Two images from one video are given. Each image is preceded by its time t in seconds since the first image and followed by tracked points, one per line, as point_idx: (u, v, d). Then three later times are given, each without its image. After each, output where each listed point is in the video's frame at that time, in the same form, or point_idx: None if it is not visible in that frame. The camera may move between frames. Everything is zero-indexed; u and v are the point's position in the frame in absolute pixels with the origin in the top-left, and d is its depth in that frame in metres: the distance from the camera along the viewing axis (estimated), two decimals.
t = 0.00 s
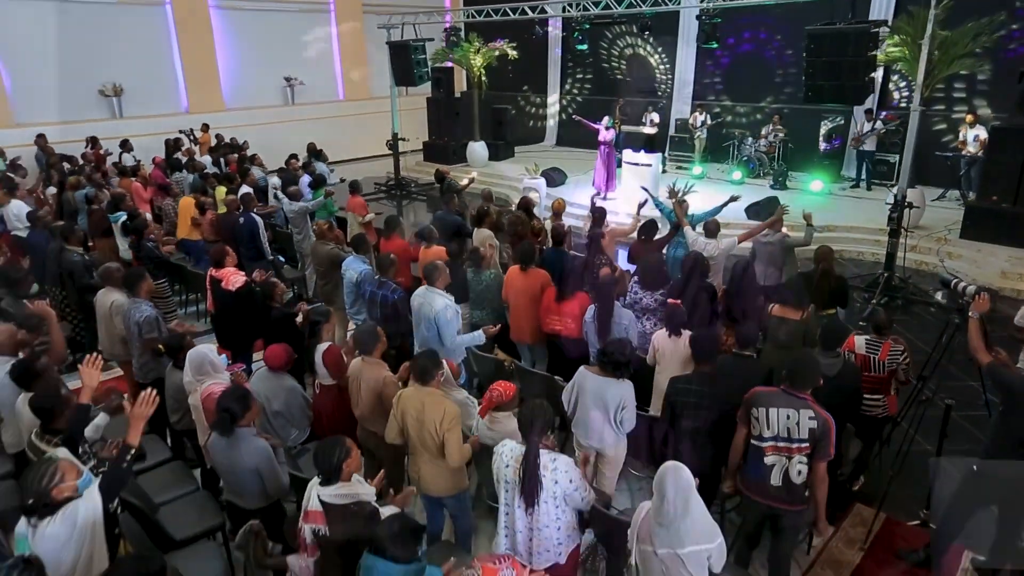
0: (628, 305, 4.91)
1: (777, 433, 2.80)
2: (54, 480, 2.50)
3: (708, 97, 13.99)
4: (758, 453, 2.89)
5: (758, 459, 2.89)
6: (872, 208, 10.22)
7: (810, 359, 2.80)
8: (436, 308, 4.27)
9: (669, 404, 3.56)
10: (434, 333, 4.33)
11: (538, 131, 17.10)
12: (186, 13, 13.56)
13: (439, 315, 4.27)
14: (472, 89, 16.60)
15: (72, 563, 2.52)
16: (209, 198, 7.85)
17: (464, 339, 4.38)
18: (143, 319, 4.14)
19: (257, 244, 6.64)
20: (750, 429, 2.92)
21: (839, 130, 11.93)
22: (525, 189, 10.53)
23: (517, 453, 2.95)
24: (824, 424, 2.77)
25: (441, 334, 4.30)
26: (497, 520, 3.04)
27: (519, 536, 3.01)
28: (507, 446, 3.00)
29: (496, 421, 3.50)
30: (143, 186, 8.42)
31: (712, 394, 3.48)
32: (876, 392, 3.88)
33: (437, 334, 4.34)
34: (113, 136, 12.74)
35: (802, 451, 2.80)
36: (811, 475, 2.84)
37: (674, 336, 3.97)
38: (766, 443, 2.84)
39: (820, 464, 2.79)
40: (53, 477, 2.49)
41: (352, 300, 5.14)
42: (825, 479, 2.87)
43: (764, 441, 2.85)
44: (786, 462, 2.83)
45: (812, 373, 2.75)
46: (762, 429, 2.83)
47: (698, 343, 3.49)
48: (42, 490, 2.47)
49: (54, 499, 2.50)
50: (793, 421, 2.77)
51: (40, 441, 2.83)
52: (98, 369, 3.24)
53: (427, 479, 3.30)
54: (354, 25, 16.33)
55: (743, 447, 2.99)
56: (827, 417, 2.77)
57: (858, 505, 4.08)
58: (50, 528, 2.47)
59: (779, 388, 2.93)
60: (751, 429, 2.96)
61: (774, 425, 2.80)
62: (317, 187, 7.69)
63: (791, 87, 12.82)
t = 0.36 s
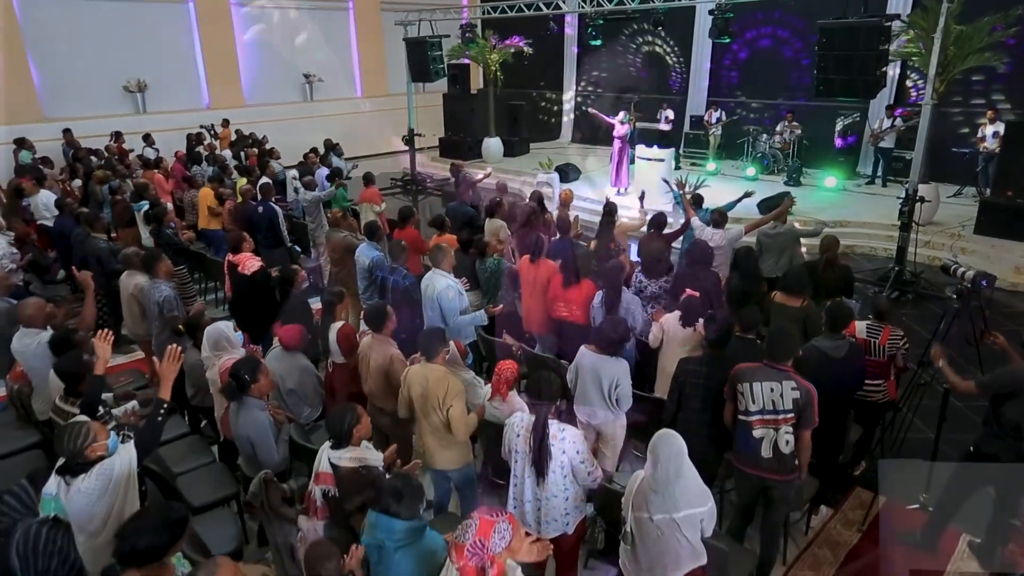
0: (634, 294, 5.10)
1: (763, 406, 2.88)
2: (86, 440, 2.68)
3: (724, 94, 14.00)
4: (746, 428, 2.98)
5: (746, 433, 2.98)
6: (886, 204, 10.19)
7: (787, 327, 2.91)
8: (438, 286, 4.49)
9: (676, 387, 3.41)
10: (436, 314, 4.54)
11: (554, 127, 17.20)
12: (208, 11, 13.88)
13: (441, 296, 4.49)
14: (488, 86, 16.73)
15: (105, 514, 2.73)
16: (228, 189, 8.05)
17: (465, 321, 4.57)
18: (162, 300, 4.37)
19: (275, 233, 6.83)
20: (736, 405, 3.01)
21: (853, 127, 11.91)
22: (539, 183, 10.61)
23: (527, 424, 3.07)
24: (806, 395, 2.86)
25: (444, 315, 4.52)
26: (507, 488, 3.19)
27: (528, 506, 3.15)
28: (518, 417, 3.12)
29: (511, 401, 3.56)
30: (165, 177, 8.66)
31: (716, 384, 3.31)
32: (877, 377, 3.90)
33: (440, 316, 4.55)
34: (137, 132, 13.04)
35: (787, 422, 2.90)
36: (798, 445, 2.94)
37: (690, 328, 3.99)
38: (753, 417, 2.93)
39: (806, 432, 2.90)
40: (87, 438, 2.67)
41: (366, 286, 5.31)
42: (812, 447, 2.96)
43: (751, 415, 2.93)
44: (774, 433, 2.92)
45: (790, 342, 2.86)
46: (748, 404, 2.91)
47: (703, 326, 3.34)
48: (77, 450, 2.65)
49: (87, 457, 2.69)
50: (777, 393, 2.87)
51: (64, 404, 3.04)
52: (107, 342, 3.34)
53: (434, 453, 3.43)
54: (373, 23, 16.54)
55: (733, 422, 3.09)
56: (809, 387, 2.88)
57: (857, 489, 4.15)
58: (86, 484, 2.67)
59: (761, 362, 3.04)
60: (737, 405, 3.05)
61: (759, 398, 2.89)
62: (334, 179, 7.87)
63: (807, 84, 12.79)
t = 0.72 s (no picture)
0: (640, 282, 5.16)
1: (751, 379, 3.03)
2: (107, 405, 2.83)
3: (738, 91, 13.99)
4: (738, 401, 3.12)
5: (738, 406, 3.12)
6: (900, 200, 10.15)
7: (761, 301, 3.02)
8: (448, 269, 4.62)
9: (674, 367, 3.48)
10: (445, 295, 4.66)
11: (569, 125, 17.26)
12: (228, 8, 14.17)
13: (453, 277, 4.60)
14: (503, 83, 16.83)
15: (122, 478, 2.82)
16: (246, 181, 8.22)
17: (474, 304, 4.68)
18: (180, 281, 4.51)
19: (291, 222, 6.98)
20: (725, 380, 3.15)
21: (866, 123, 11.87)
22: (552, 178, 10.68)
23: (543, 394, 3.19)
24: (790, 361, 3.02)
25: (453, 296, 4.63)
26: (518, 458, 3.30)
27: (537, 475, 3.27)
28: (534, 386, 3.23)
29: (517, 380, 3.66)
30: (185, 170, 8.86)
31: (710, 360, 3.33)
32: (876, 361, 3.96)
33: (448, 297, 4.67)
34: (159, 127, 13.31)
35: (775, 390, 3.05)
36: (787, 412, 3.09)
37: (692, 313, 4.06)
38: (743, 391, 3.07)
39: (794, 400, 3.04)
40: (109, 403, 2.83)
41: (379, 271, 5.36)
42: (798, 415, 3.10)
43: (741, 389, 3.07)
44: (763, 405, 3.07)
45: (766, 316, 2.99)
46: (736, 378, 3.06)
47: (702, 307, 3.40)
48: (98, 414, 2.81)
49: (109, 422, 2.82)
50: (763, 364, 3.02)
51: (86, 368, 3.16)
52: (147, 308, 3.53)
53: (442, 428, 3.57)
54: (390, 21, 16.71)
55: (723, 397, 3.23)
56: (792, 355, 3.03)
57: (858, 473, 4.19)
58: (103, 445, 2.78)
59: (742, 336, 3.18)
60: (725, 380, 3.19)
61: (746, 371, 3.04)
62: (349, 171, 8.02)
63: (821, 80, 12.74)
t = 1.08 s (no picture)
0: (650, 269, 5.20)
1: (746, 358, 3.14)
2: (124, 376, 3.05)
3: (752, 88, 13.98)
4: (734, 381, 3.20)
5: (734, 386, 3.21)
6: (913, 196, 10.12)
7: (758, 284, 3.10)
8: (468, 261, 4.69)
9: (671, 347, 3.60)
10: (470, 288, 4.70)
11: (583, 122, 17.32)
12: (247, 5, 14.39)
13: (473, 268, 4.68)
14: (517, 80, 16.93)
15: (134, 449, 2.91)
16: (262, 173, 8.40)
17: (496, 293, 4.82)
18: (197, 266, 4.66)
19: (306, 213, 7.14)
20: (720, 362, 3.24)
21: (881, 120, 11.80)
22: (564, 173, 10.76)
23: (545, 375, 3.37)
24: (783, 339, 3.16)
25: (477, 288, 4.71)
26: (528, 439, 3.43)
27: (546, 457, 3.40)
28: (537, 371, 3.40)
29: (524, 359, 3.76)
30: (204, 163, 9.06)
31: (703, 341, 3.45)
32: (874, 348, 4.01)
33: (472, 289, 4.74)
34: (179, 123, 13.56)
35: (770, 368, 3.18)
36: (781, 389, 3.22)
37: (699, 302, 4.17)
38: (739, 370, 3.17)
39: (787, 375, 3.19)
40: (126, 375, 3.03)
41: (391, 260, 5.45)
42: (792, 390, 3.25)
43: (737, 368, 3.17)
44: (759, 382, 3.18)
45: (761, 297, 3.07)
46: (732, 358, 3.15)
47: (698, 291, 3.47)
48: (116, 384, 3.04)
49: (125, 393, 2.99)
50: (758, 344, 3.13)
51: (105, 340, 3.29)
52: (189, 286, 3.82)
53: (450, 405, 3.62)
54: (405, 19, 16.87)
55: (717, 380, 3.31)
56: (784, 333, 3.17)
57: (857, 458, 4.26)
58: (115, 414, 2.92)
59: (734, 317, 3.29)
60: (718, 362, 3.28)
61: (742, 351, 3.14)
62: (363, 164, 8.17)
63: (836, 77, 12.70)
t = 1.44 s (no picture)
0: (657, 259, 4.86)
1: (744, 339, 3.21)
2: (140, 349, 3.15)
3: (767, 85, 13.97)
4: (730, 361, 3.29)
5: (731, 367, 3.29)
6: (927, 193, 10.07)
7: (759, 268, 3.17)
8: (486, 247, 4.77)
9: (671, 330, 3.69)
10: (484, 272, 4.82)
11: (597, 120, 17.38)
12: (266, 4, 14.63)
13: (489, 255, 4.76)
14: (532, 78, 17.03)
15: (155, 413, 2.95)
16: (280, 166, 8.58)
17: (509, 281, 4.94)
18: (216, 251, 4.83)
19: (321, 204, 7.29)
20: (718, 342, 3.32)
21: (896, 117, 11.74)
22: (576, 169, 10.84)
23: (550, 353, 3.33)
24: (781, 324, 3.24)
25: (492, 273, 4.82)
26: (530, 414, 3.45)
27: (546, 430, 3.40)
28: (542, 348, 3.37)
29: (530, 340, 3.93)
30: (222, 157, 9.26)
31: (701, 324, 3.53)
32: (874, 335, 4.07)
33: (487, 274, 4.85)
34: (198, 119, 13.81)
35: (767, 350, 3.24)
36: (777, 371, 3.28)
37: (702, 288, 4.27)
38: (736, 351, 3.24)
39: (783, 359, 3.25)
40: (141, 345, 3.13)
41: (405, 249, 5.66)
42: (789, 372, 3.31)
43: (734, 349, 3.24)
44: (756, 364, 3.25)
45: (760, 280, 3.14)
46: (730, 339, 3.23)
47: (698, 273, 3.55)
48: (133, 356, 3.14)
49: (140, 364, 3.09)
50: (756, 326, 3.21)
51: (125, 316, 3.47)
52: (211, 273, 4.16)
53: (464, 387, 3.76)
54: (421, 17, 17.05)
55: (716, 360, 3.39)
56: (783, 317, 3.25)
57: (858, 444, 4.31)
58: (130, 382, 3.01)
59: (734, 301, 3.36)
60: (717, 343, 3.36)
61: (740, 332, 3.21)
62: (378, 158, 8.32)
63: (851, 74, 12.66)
